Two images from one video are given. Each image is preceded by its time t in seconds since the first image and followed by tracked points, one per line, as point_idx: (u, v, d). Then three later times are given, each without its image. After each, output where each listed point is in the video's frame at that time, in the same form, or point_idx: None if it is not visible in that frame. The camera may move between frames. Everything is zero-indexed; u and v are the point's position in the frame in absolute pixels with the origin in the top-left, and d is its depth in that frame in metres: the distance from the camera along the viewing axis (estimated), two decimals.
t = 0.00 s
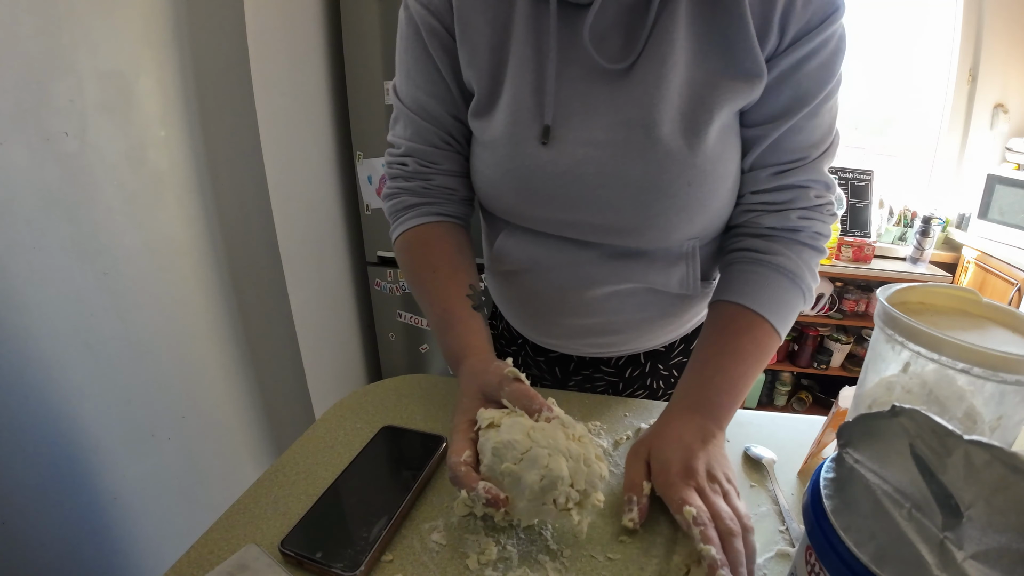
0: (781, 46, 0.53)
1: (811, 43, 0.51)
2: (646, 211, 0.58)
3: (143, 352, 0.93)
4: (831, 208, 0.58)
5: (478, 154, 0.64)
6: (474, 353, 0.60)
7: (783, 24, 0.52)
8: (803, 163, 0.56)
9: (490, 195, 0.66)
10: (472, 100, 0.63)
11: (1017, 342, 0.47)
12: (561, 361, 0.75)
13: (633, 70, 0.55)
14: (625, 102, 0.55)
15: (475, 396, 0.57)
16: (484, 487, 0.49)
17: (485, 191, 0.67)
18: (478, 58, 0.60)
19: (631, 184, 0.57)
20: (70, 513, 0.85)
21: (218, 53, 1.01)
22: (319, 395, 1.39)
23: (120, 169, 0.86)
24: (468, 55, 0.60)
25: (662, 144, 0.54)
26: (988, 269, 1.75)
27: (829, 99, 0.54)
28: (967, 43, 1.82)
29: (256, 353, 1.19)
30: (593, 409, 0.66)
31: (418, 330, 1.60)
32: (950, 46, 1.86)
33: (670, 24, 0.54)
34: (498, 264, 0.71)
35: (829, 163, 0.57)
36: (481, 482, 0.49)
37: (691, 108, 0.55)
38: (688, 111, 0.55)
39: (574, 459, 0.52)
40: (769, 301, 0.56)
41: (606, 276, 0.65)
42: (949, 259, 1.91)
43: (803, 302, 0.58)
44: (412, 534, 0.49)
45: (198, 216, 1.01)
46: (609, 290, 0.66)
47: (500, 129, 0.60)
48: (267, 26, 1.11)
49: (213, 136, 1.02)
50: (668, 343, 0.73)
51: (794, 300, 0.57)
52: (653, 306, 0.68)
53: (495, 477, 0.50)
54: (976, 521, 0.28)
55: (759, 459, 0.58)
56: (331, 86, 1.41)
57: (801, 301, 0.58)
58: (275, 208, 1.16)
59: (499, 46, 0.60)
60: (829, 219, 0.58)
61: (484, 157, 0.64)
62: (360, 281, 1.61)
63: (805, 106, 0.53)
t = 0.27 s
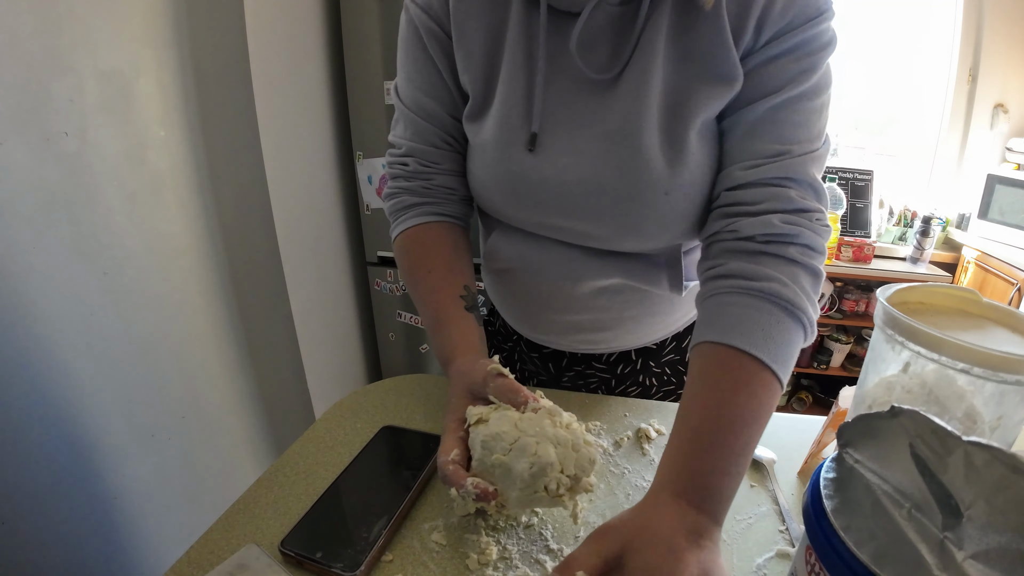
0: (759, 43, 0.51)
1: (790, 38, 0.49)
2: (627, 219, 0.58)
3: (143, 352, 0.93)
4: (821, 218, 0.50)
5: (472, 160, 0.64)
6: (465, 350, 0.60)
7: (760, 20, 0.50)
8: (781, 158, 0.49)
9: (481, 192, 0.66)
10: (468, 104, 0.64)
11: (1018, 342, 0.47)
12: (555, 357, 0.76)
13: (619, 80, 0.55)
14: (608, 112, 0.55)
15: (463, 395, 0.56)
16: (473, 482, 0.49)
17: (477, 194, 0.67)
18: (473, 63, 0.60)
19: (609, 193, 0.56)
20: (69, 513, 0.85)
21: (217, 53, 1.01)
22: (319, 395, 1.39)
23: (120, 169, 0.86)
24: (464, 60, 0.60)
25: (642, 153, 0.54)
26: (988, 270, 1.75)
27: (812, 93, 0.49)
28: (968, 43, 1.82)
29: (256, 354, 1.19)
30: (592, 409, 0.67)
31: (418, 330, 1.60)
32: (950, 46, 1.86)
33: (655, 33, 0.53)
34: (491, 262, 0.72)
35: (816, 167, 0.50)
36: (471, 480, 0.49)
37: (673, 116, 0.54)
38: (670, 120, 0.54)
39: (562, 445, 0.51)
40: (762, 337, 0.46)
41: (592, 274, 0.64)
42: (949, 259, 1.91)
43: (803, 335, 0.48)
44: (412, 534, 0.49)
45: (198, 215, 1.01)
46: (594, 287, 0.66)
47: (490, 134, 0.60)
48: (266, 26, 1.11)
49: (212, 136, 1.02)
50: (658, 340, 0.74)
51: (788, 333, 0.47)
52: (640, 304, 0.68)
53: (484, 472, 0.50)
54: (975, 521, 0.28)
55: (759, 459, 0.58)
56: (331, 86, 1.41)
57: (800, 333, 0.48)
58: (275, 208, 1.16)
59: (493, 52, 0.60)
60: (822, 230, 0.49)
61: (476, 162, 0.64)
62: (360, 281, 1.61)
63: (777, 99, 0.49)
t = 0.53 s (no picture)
0: (774, 59, 0.53)
1: (799, 57, 0.51)
2: (636, 215, 0.59)
3: (143, 351, 0.93)
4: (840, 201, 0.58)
5: (478, 158, 0.65)
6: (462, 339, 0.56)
7: (773, 36, 0.52)
8: (808, 166, 0.55)
9: (485, 190, 0.66)
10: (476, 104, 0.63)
11: (1018, 342, 0.47)
12: (558, 354, 0.75)
13: (623, 84, 0.56)
14: (617, 115, 0.56)
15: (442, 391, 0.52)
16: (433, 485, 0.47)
17: (486, 192, 0.66)
18: (479, 63, 0.60)
19: (619, 191, 0.57)
20: (70, 513, 0.85)
21: (218, 54, 1.01)
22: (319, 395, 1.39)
23: (120, 169, 0.86)
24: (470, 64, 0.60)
25: (654, 151, 0.55)
26: (988, 270, 1.75)
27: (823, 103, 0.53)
28: (968, 43, 1.82)
29: (256, 354, 1.19)
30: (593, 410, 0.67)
31: (418, 330, 1.60)
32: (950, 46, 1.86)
33: (659, 40, 0.54)
34: (494, 258, 0.71)
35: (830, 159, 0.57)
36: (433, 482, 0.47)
37: (680, 118, 0.55)
38: (677, 121, 0.55)
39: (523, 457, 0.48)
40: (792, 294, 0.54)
41: (600, 266, 0.64)
42: (949, 259, 1.91)
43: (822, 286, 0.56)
44: (411, 534, 0.49)
45: (198, 215, 1.01)
46: (602, 280, 0.65)
47: (496, 134, 0.60)
48: (266, 26, 1.11)
49: (213, 136, 1.02)
50: (663, 337, 0.72)
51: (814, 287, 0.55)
52: (647, 299, 0.67)
53: (451, 480, 0.47)
54: (975, 521, 0.28)
55: (759, 459, 0.58)
56: (331, 86, 1.41)
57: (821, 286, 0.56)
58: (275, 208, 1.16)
59: (500, 53, 0.60)
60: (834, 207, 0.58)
61: (484, 160, 0.63)
62: (360, 281, 1.61)
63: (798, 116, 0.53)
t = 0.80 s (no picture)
0: (784, 47, 0.54)
1: (814, 42, 0.53)
2: (667, 203, 0.58)
3: (143, 351, 0.93)
4: (841, 198, 0.55)
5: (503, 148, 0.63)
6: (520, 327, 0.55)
7: (785, 23, 0.53)
8: (807, 151, 0.54)
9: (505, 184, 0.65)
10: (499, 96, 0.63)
11: (1017, 342, 0.47)
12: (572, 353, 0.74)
13: (656, 75, 0.56)
14: (648, 103, 0.56)
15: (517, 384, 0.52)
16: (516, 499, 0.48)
17: (503, 181, 0.65)
18: (508, 55, 0.59)
19: (652, 179, 0.57)
20: (70, 513, 0.85)
21: (218, 53, 1.01)
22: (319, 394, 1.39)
23: (121, 169, 0.86)
24: (500, 53, 0.60)
25: (688, 139, 0.55)
26: (988, 270, 1.75)
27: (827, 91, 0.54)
28: (968, 44, 1.82)
29: (256, 354, 1.19)
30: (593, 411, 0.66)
31: (418, 330, 1.60)
32: (950, 46, 1.86)
33: (687, 31, 0.55)
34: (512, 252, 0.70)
35: (834, 156, 0.56)
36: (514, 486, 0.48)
37: (713, 107, 0.55)
38: (710, 110, 0.55)
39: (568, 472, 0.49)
40: (776, 272, 0.51)
41: (623, 257, 0.64)
42: (949, 260, 1.91)
43: (821, 293, 0.53)
44: (411, 533, 0.49)
45: (198, 215, 1.01)
46: (627, 271, 0.64)
47: (525, 124, 0.59)
48: (267, 26, 1.11)
49: (213, 136, 1.02)
50: (679, 331, 0.73)
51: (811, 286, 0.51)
52: (668, 289, 0.67)
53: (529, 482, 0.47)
54: (975, 521, 0.28)
55: (759, 459, 0.58)
56: (331, 87, 1.41)
57: (820, 291, 0.53)
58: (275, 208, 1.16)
59: (529, 42, 0.59)
60: (840, 208, 0.55)
61: (507, 149, 0.62)
62: (360, 281, 1.61)
63: (799, 98, 0.53)
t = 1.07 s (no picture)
0: (811, 37, 0.53)
1: (841, 31, 0.53)
2: (684, 192, 0.57)
3: (143, 351, 0.93)
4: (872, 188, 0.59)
5: (502, 136, 0.63)
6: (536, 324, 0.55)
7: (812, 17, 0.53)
8: (840, 146, 0.57)
9: (509, 182, 0.65)
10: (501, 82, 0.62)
11: (1017, 342, 0.47)
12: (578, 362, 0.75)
13: (666, 55, 0.55)
14: (659, 85, 0.55)
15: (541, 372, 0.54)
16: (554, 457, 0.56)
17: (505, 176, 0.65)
18: (507, 41, 0.59)
19: (665, 164, 0.56)
20: (70, 512, 0.85)
21: (218, 53, 1.01)
22: (319, 394, 1.39)
23: (121, 169, 0.86)
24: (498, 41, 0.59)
25: (699, 120, 0.54)
26: (988, 270, 1.75)
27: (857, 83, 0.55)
28: (968, 44, 1.82)
29: (256, 354, 1.19)
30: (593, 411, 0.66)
31: (418, 330, 1.60)
32: (951, 46, 1.86)
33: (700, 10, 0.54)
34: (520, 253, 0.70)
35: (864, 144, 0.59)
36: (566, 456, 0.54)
37: (727, 88, 0.55)
38: (723, 91, 0.55)
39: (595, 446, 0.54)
40: (810, 270, 0.56)
41: (638, 261, 0.64)
42: (949, 260, 1.91)
43: (845, 279, 0.58)
44: (411, 533, 0.49)
45: (198, 215, 1.01)
46: (642, 276, 0.65)
47: (534, 109, 0.58)
48: (267, 26, 1.11)
49: (213, 136, 1.02)
50: (693, 341, 0.73)
51: (835, 277, 0.56)
52: (683, 295, 0.67)
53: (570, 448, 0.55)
54: (975, 521, 0.28)
55: (759, 459, 0.58)
56: (331, 86, 1.41)
57: (843, 277, 0.57)
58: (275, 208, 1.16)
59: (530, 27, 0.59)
60: (869, 197, 0.59)
61: (508, 137, 0.61)
62: (360, 281, 1.61)
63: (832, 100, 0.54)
